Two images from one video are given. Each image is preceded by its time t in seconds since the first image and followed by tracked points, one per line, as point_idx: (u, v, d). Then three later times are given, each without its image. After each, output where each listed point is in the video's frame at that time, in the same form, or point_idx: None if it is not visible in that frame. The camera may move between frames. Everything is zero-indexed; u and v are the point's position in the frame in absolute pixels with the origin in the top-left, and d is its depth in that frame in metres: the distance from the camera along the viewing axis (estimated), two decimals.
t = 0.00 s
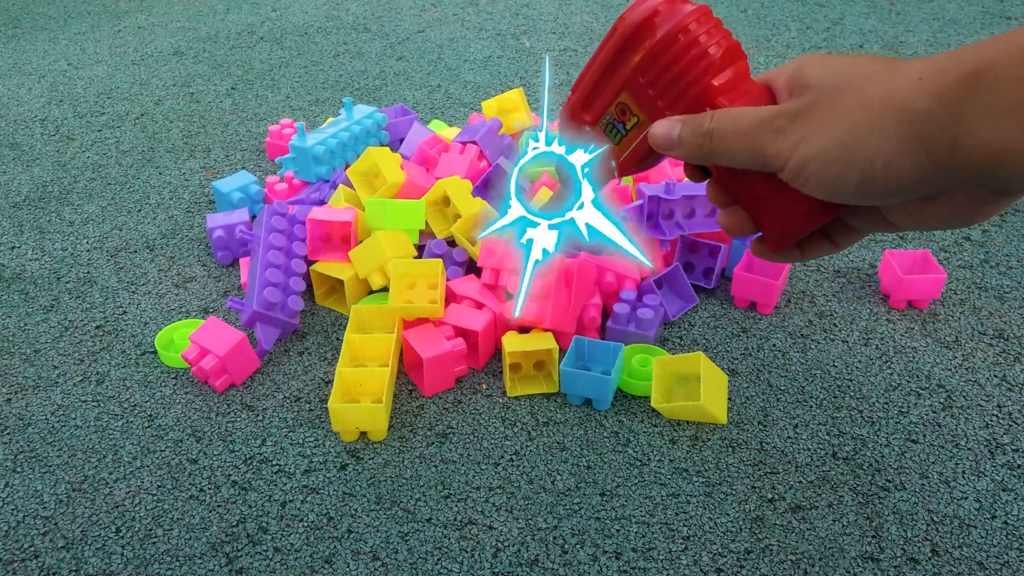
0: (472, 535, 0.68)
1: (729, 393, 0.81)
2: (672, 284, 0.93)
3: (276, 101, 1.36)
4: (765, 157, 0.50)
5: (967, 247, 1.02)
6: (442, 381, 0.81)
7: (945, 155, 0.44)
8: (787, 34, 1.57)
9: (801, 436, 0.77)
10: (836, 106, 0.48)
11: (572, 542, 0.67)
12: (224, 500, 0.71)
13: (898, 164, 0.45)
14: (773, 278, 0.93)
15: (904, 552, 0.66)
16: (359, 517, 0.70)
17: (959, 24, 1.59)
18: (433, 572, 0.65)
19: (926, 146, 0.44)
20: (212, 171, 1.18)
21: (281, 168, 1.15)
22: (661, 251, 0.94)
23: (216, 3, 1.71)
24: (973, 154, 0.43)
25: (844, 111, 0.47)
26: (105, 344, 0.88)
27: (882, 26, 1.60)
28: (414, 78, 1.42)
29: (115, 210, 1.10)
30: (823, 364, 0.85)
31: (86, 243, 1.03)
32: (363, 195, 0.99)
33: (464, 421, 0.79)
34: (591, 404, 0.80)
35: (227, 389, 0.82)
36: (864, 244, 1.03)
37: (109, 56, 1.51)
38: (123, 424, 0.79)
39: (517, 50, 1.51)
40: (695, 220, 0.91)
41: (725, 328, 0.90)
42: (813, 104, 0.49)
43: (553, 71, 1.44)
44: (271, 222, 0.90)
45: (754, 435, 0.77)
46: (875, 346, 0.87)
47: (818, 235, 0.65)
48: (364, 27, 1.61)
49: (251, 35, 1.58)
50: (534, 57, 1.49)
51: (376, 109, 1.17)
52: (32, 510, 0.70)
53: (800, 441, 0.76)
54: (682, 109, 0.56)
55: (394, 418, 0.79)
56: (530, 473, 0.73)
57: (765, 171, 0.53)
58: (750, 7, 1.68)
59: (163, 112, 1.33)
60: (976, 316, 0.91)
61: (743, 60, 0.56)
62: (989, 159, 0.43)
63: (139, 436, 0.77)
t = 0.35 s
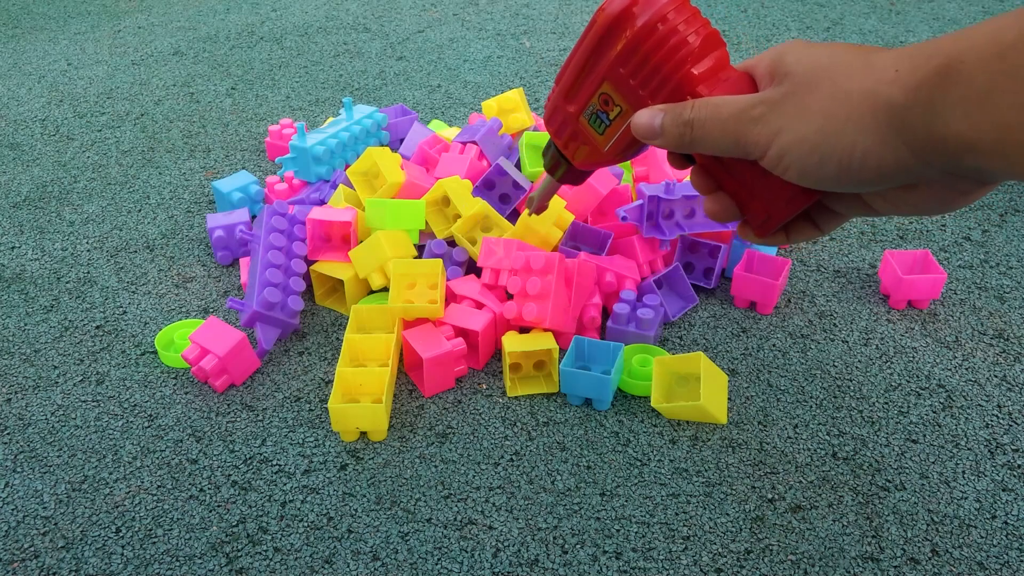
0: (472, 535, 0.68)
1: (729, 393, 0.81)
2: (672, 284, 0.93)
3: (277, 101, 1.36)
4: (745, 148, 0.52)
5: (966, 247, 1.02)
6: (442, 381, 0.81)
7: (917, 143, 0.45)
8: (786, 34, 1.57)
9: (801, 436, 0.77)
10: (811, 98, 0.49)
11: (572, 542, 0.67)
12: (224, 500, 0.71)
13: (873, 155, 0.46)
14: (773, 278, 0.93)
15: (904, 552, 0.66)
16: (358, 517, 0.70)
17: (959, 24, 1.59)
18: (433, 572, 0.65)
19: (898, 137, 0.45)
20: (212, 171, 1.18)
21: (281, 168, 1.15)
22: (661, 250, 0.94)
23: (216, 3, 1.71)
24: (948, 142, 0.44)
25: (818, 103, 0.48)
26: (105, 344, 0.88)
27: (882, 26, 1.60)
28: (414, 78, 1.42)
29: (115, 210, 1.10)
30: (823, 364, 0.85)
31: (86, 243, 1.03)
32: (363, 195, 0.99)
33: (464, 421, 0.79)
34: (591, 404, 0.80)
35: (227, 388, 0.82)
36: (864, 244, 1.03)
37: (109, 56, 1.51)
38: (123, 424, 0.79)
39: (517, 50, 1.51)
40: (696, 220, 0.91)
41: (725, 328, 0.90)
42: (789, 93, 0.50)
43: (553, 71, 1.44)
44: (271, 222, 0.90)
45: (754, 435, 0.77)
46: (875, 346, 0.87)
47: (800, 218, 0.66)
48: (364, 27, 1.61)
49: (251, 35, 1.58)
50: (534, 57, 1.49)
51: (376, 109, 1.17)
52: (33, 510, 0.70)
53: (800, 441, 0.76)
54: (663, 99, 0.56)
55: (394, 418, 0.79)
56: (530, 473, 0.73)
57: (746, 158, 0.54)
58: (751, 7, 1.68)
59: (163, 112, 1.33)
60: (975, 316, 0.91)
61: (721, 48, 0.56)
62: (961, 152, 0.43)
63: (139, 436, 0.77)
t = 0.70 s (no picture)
0: (472, 535, 0.68)
1: (729, 393, 0.81)
2: (672, 284, 0.93)
3: (276, 101, 1.36)
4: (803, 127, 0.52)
5: (966, 247, 1.02)
6: (443, 381, 0.81)
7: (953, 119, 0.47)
8: (786, 34, 1.57)
9: (801, 436, 0.77)
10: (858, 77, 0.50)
11: (572, 542, 0.67)
12: (224, 500, 0.71)
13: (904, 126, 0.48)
14: (773, 278, 0.93)
15: (904, 552, 0.66)
16: (358, 517, 0.70)
17: (959, 24, 1.58)
18: (434, 572, 0.65)
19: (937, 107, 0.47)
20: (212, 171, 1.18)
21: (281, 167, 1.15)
22: (661, 251, 0.94)
23: (216, 3, 1.71)
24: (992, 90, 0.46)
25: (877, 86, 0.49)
26: (105, 344, 0.88)
27: (882, 26, 1.60)
28: (414, 78, 1.42)
29: (115, 210, 1.10)
30: (822, 364, 0.85)
31: (87, 243, 1.03)
32: (362, 195, 0.99)
33: (464, 421, 0.79)
34: (591, 404, 0.80)
35: (227, 388, 0.82)
36: (864, 244, 1.03)
37: (109, 56, 1.51)
38: (123, 424, 0.79)
39: (517, 50, 1.51)
40: (695, 220, 0.92)
41: (725, 328, 0.90)
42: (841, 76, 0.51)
43: (553, 71, 1.44)
44: (271, 222, 0.89)
45: (754, 435, 0.77)
46: (875, 346, 0.87)
47: None
48: (364, 27, 1.61)
49: (251, 35, 1.58)
50: (534, 57, 1.49)
51: (376, 109, 1.17)
52: (33, 510, 0.70)
53: (799, 440, 0.76)
54: None
55: (394, 418, 0.79)
56: (530, 473, 0.73)
57: None
58: (750, 7, 1.67)
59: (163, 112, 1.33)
60: (975, 316, 0.91)
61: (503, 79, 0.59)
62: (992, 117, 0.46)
63: (139, 436, 0.77)
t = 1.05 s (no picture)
0: (472, 535, 0.68)
1: (729, 393, 0.81)
2: (672, 284, 0.93)
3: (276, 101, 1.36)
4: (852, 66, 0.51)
5: (966, 247, 1.02)
6: (443, 381, 0.81)
7: None
8: (786, 34, 1.57)
9: (801, 436, 0.77)
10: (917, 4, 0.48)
11: (572, 542, 0.67)
12: (224, 500, 0.71)
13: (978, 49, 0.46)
14: (773, 278, 0.93)
15: (904, 552, 0.66)
16: (359, 517, 0.70)
17: (959, 24, 1.58)
18: (433, 572, 0.65)
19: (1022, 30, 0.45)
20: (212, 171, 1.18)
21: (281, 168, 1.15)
22: (661, 250, 0.94)
23: (216, 3, 1.71)
24: None
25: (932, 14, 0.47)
26: (105, 344, 0.88)
27: (882, 26, 1.60)
28: (414, 79, 1.42)
29: (115, 210, 1.10)
30: (822, 364, 0.85)
31: (87, 243, 1.03)
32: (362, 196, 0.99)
33: (464, 421, 0.79)
34: (591, 404, 0.80)
35: (227, 388, 0.82)
36: (864, 244, 1.03)
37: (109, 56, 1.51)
38: (123, 424, 0.79)
39: (517, 50, 1.51)
40: (695, 220, 0.92)
41: (725, 328, 0.90)
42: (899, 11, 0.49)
43: (553, 71, 1.44)
44: (270, 222, 0.89)
45: (754, 435, 0.77)
46: (875, 346, 0.87)
47: None
48: (364, 27, 1.61)
49: (251, 35, 1.58)
50: (534, 57, 1.49)
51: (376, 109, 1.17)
52: (33, 510, 0.70)
53: (799, 441, 0.76)
54: None
55: (394, 419, 0.79)
56: (530, 473, 0.73)
57: None
58: (751, 7, 1.68)
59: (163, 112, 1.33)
60: (975, 316, 0.91)
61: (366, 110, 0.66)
62: None
63: (139, 436, 0.77)
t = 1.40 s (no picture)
0: (472, 535, 0.68)
1: (729, 393, 0.81)
2: (672, 284, 0.93)
3: (277, 101, 1.35)
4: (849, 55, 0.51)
5: (966, 247, 1.02)
6: (443, 381, 0.81)
7: None
8: (786, 34, 1.57)
9: (801, 436, 0.77)
10: None
11: (572, 542, 0.67)
12: (224, 500, 0.71)
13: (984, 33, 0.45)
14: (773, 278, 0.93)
15: (904, 552, 0.66)
16: (359, 517, 0.70)
17: (958, 25, 1.58)
18: (433, 572, 0.65)
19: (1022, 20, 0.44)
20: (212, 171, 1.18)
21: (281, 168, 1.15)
22: (661, 250, 0.94)
23: (216, 3, 1.71)
24: None
25: None
26: (105, 344, 0.88)
27: (882, 26, 1.60)
28: (414, 79, 1.42)
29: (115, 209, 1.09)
30: (822, 364, 0.85)
31: (87, 243, 1.03)
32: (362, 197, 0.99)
33: (464, 421, 0.79)
34: (591, 404, 0.80)
35: (227, 388, 0.82)
36: (864, 244, 1.03)
37: (109, 56, 1.51)
38: (123, 424, 0.79)
39: (517, 50, 1.51)
40: (695, 220, 0.92)
41: (725, 328, 0.90)
42: None
43: (553, 71, 1.44)
44: (270, 222, 0.89)
45: (754, 435, 0.77)
46: (875, 346, 0.87)
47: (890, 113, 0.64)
48: (364, 27, 1.61)
49: (251, 35, 1.58)
50: (534, 57, 1.49)
51: (376, 109, 1.17)
52: (33, 510, 0.70)
53: (799, 440, 0.76)
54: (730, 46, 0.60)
55: (393, 419, 0.79)
56: (530, 473, 0.73)
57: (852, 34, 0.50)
58: (750, 7, 1.68)
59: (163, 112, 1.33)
60: (975, 316, 0.91)
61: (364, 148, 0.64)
62: None
63: (139, 436, 0.77)
